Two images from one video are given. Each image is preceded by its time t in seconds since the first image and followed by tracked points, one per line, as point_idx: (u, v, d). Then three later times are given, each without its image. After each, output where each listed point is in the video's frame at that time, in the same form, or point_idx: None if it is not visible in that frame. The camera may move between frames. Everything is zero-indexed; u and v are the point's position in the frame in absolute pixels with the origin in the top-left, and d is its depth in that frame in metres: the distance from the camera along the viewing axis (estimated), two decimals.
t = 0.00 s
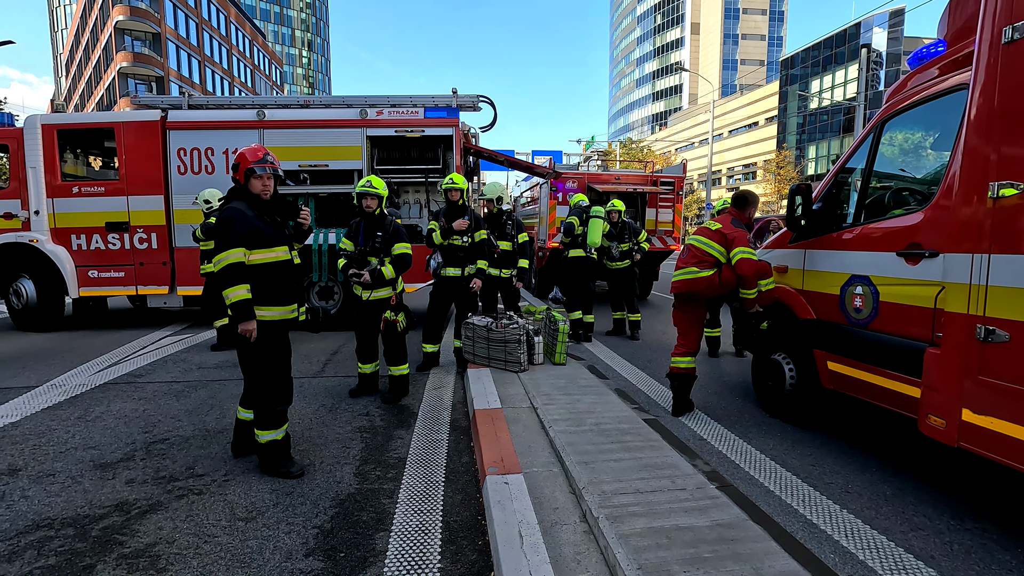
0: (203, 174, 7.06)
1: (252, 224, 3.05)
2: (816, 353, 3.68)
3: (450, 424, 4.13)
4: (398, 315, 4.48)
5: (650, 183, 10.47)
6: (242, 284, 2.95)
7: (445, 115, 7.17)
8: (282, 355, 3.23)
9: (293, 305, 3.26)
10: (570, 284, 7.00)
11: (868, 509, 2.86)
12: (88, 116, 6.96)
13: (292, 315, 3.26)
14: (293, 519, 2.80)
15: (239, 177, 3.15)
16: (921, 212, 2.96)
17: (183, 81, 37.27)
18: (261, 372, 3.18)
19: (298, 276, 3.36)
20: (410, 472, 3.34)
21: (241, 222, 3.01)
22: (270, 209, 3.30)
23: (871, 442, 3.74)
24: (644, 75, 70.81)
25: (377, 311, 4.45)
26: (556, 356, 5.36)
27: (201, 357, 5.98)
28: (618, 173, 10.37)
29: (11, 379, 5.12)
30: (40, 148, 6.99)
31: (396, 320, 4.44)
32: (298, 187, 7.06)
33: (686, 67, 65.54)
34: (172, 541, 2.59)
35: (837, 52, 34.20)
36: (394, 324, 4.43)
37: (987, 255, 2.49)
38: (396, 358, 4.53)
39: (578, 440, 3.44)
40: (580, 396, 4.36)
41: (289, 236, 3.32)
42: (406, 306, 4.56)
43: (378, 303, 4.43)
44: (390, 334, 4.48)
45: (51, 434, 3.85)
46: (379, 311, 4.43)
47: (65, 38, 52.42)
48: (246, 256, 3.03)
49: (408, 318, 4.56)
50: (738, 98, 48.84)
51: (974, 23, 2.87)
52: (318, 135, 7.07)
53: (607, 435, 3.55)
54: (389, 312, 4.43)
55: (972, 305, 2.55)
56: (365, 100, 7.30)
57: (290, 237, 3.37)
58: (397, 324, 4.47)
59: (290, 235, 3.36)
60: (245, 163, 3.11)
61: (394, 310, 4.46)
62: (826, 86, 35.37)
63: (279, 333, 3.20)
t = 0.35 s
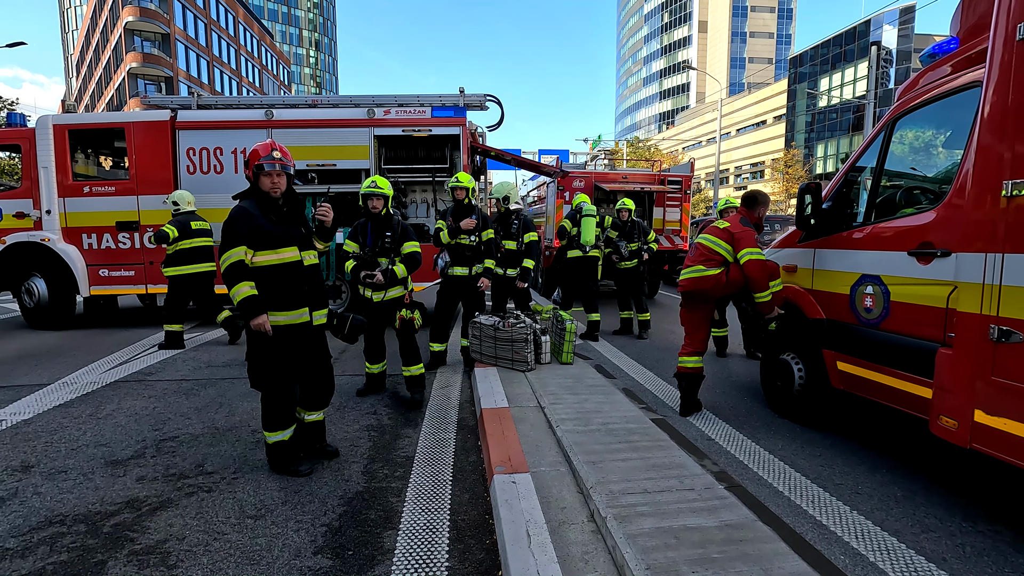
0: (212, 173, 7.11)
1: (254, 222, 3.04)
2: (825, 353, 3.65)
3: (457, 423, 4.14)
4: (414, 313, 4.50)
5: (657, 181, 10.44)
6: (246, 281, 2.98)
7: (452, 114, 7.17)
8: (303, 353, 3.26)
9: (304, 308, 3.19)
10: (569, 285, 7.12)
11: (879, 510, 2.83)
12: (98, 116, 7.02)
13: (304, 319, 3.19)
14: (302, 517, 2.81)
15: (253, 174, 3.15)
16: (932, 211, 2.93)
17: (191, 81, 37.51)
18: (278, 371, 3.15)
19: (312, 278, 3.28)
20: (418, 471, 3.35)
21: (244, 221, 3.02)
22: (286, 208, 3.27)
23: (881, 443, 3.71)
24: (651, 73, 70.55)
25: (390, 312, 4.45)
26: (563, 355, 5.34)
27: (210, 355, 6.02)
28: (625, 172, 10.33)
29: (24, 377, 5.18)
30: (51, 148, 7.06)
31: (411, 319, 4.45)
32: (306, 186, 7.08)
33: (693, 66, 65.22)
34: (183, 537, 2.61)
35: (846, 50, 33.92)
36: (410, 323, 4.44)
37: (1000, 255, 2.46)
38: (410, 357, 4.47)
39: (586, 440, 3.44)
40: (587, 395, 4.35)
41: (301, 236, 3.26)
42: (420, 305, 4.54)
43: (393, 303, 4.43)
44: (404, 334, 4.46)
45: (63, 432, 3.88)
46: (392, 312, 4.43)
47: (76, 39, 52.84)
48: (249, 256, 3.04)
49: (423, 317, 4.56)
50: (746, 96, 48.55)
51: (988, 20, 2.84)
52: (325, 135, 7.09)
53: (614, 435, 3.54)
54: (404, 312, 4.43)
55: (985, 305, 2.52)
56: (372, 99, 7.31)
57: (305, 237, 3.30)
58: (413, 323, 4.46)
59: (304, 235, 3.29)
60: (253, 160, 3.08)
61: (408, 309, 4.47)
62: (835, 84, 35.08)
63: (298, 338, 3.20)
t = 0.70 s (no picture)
0: (221, 173, 7.13)
1: (261, 225, 2.92)
2: (834, 353, 3.63)
3: (464, 421, 4.14)
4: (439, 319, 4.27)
5: (665, 180, 10.30)
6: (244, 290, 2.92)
7: (458, 113, 7.17)
8: (326, 362, 3.01)
9: (308, 317, 2.97)
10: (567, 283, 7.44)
11: (888, 511, 2.81)
12: (108, 116, 7.07)
13: (306, 327, 2.96)
14: (310, 514, 2.83)
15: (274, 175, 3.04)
16: (943, 210, 2.90)
17: (200, 81, 37.76)
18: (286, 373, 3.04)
19: (324, 286, 3.04)
20: (425, 469, 3.36)
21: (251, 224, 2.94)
22: (304, 210, 3.09)
23: (890, 443, 3.68)
24: (658, 72, 70.32)
25: (416, 316, 4.24)
26: (570, 355, 5.33)
27: (219, 354, 6.06)
28: (631, 171, 10.30)
29: (35, 374, 5.23)
30: (62, 148, 7.13)
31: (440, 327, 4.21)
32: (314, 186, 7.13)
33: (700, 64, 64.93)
34: (192, 534, 2.63)
35: (855, 47, 33.65)
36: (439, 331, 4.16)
37: (1013, 254, 2.44)
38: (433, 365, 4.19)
39: (592, 439, 3.43)
40: (594, 394, 4.34)
41: (314, 240, 3.04)
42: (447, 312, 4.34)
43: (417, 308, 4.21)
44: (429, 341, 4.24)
45: (74, 429, 3.92)
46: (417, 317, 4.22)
47: (86, 40, 53.27)
48: (255, 262, 2.92)
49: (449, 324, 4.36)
50: (753, 94, 48.30)
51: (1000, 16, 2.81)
52: (332, 134, 7.11)
53: (621, 434, 3.53)
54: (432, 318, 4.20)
55: (997, 304, 2.50)
56: (379, 99, 7.32)
57: (320, 242, 3.08)
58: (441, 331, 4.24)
59: (319, 239, 3.07)
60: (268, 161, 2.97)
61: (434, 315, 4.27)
62: (844, 81, 34.81)
63: (302, 345, 2.99)
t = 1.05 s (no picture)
0: (228, 172, 7.16)
1: (269, 221, 2.86)
2: (843, 352, 3.60)
3: (470, 420, 4.14)
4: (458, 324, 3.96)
5: (671, 179, 10.30)
6: (257, 285, 2.88)
7: (465, 112, 7.17)
8: (337, 369, 2.92)
9: (301, 322, 2.81)
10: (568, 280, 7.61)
11: (898, 512, 2.79)
12: (118, 116, 7.13)
13: (299, 334, 2.81)
14: (317, 512, 2.84)
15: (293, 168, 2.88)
16: (954, 208, 2.88)
17: (207, 81, 37.98)
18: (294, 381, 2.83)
19: (321, 290, 2.84)
20: (431, 468, 3.36)
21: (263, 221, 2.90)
22: (315, 207, 2.91)
23: (899, 443, 3.65)
24: (665, 70, 70.05)
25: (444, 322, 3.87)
26: (576, 354, 5.32)
27: (227, 352, 6.09)
28: (638, 170, 10.26)
29: (46, 373, 5.28)
30: (72, 148, 7.19)
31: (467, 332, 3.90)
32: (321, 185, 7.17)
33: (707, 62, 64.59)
34: (200, 531, 2.65)
35: (864, 45, 33.36)
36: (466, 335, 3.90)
37: None
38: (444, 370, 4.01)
39: (599, 438, 3.42)
40: (601, 394, 4.33)
41: (316, 240, 2.84)
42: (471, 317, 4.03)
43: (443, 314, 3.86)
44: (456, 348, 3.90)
45: (83, 426, 3.95)
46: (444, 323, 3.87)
47: (95, 41, 53.73)
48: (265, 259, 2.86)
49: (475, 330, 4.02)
50: (761, 92, 48.05)
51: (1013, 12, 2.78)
52: (339, 133, 7.13)
53: (628, 433, 3.52)
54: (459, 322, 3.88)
55: (1009, 303, 2.48)
56: (386, 98, 7.33)
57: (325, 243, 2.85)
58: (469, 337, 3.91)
59: (323, 240, 2.85)
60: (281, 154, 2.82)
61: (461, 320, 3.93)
62: (853, 79, 34.52)
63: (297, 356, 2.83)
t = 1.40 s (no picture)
0: (232, 172, 7.17)
1: (242, 231, 2.53)
2: (849, 353, 3.57)
3: (474, 420, 4.14)
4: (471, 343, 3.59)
5: (676, 178, 10.28)
6: (235, 303, 2.57)
7: (469, 112, 7.15)
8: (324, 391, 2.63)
9: (274, 341, 2.48)
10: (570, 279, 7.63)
11: (905, 513, 2.77)
12: (123, 116, 7.15)
13: (270, 354, 2.48)
14: (321, 512, 2.83)
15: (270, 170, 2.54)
16: (962, 207, 2.86)
17: (212, 81, 38.12)
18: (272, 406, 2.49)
19: (295, 307, 2.50)
20: (435, 468, 3.35)
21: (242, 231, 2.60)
22: (290, 214, 2.55)
23: (906, 444, 3.63)
24: (669, 69, 69.90)
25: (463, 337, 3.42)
26: (580, 354, 5.30)
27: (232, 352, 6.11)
28: (642, 170, 10.23)
29: (52, 372, 5.30)
30: (78, 148, 7.22)
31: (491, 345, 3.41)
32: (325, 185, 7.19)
33: (712, 61, 64.43)
34: (205, 530, 2.65)
35: (869, 43, 33.19)
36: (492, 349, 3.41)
37: None
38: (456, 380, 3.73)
39: (603, 439, 3.41)
40: (605, 393, 4.32)
41: (289, 249, 2.49)
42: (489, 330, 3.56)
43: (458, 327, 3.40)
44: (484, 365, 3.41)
45: (89, 425, 3.96)
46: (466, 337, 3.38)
47: (101, 42, 53.99)
48: (245, 273, 2.55)
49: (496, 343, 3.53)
50: (765, 91, 47.91)
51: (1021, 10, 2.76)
52: (343, 133, 7.14)
53: (633, 434, 3.51)
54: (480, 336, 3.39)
55: (1018, 303, 2.45)
56: (390, 98, 7.32)
57: (299, 253, 2.49)
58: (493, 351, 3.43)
59: (297, 250, 2.49)
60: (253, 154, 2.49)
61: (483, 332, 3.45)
62: (858, 78, 34.36)
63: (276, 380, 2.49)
